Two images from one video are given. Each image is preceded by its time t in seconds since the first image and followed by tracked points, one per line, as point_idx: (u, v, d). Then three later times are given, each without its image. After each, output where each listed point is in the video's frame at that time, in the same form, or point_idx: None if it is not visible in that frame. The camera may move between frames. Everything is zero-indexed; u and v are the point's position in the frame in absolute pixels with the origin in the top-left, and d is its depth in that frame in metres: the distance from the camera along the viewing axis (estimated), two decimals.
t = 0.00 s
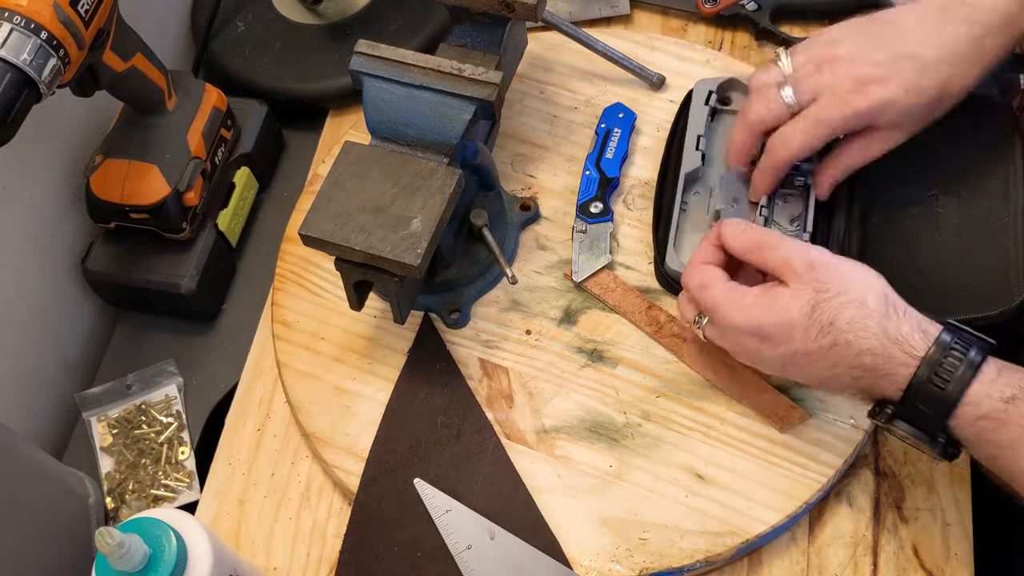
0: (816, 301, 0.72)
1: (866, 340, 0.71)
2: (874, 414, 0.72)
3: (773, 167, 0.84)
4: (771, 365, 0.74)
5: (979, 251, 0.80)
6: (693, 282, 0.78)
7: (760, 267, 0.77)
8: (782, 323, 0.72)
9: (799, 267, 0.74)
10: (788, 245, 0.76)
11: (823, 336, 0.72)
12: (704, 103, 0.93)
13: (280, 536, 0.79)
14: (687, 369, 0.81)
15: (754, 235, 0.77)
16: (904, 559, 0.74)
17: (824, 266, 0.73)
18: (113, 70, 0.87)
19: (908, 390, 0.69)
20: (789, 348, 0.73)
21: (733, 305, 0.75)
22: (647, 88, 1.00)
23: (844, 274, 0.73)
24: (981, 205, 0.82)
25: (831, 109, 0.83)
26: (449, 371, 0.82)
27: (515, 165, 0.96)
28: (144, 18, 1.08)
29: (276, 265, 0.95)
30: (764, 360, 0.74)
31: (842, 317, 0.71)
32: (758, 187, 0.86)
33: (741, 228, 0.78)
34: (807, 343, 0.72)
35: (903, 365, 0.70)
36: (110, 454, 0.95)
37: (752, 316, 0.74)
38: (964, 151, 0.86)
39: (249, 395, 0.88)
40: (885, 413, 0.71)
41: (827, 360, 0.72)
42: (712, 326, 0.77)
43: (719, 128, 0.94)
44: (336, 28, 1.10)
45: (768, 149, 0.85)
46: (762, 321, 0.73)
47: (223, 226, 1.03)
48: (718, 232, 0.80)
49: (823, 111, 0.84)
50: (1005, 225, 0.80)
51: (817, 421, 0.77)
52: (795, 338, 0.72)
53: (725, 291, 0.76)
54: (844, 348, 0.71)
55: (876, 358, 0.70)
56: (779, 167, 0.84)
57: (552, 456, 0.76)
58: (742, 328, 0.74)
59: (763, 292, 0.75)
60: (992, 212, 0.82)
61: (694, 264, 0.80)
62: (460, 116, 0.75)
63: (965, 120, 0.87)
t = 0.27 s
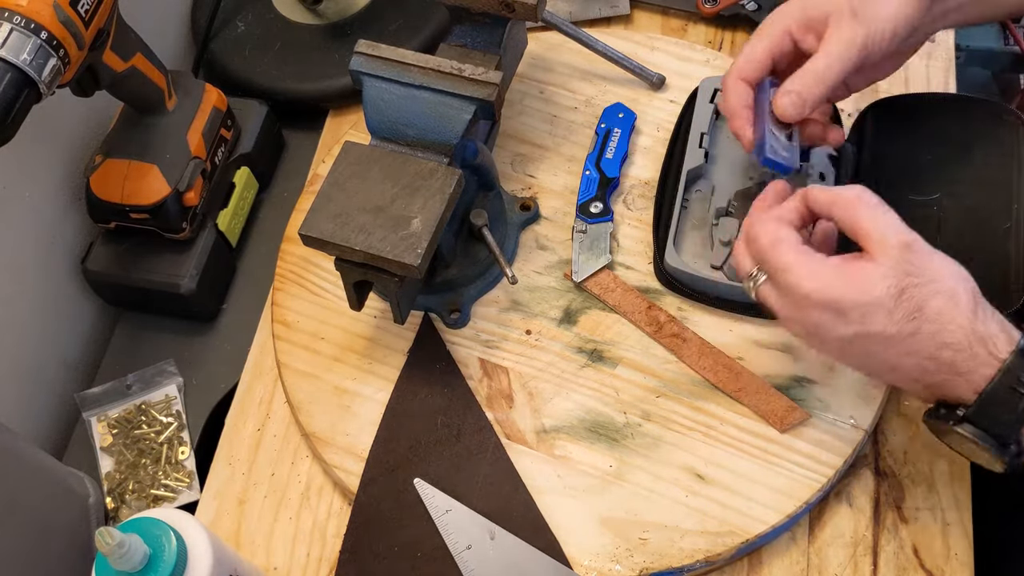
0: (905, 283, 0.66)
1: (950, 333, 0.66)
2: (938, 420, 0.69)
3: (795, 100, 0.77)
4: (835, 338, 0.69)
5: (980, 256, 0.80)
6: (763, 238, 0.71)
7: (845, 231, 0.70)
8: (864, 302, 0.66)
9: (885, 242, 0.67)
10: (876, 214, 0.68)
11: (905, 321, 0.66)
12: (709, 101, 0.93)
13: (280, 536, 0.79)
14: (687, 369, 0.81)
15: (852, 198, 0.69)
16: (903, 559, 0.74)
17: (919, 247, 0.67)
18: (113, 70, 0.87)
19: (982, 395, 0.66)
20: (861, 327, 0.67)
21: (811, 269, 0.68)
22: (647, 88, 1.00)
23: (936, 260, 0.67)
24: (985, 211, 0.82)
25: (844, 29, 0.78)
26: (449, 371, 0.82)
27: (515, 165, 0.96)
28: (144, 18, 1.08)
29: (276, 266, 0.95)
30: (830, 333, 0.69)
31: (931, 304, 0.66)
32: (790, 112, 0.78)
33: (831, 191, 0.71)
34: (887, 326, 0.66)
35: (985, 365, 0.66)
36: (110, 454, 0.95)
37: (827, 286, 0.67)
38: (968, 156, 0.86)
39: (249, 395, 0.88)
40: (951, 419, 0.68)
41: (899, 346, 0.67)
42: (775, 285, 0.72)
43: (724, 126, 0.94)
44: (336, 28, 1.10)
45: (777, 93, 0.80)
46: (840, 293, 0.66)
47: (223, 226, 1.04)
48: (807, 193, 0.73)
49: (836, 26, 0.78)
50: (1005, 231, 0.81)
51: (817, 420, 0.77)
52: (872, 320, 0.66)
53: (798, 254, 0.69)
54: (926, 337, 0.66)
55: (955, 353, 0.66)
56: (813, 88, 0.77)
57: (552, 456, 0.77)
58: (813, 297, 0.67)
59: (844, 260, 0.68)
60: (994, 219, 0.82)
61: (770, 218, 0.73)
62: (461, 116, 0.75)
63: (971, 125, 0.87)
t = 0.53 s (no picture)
0: (951, 231, 0.68)
1: (992, 280, 0.68)
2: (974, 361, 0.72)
3: (765, 68, 0.78)
4: (873, 289, 0.71)
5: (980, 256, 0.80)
6: (806, 191, 0.74)
7: (880, 186, 0.73)
8: (910, 250, 0.68)
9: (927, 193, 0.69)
10: (916, 167, 0.71)
11: (948, 269, 0.68)
12: (709, 101, 0.93)
13: (280, 536, 0.79)
14: (687, 369, 0.81)
15: (890, 156, 0.72)
16: (904, 559, 0.74)
17: (961, 196, 0.69)
18: (113, 70, 0.87)
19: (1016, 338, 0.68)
20: (905, 277, 0.69)
21: (854, 222, 0.70)
22: (647, 88, 1.00)
23: (977, 209, 0.70)
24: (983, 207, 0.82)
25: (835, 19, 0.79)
26: (449, 371, 0.82)
27: (515, 165, 0.96)
28: (144, 18, 1.08)
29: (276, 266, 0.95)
30: (870, 285, 0.71)
31: (975, 251, 0.68)
32: (756, 80, 0.79)
33: (867, 147, 0.74)
34: (931, 275, 0.68)
35: None
36: (110, 454, 0.95)
37: (872, 236, 0.69)
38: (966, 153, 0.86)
39: (249, 395, 0.88)
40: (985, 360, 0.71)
41: (943, 294, 0.69)
42: (813, 243, 0.74)
43: (724, 126, 0.94)
44: (336, 28, 1.10)
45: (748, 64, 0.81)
46: (885, 243, 0.69)
47: (223, 227, 1.04)
48: (839, 151, 0.75)
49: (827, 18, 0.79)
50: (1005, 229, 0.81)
51: (817, 420, 0.77)
52: (917, 268, 0.69)
53: (840, 207, 0.72)
54: (969, 284, 0.69)
55: (996, 299, 0.69)
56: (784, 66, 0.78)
57: (552, 457, 0.76)
58: (856, 249, 0.70)
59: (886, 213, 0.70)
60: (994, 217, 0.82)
61: (807, 175, 0.75)
62: (461, 116, 0.75)
63: (969, 118, 0.87)
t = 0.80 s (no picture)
0: (913, 233, 0.70)
1: (963, 277, 0.69)
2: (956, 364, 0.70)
3: (802, 71, 0.76)
4: (851, 301, 0.72)
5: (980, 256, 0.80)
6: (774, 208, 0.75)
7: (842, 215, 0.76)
8: (876, 254, 0.70)
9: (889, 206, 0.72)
10: (871, 192, 0.74)
11: (918, 270, 0.69)
12: (709, 101, 0.93)
13: (280, 536, 0.79)
14: (687, 369, 0.81)
15: (844, 186, 0.76)
16: (904, 559, 0.74)
17: (916, 208, 0.72)
18: (113, 70, 0.87)
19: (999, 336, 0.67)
20: (878, 282, 0.70)
21: (821, 233, 0.72)
22: (647, 88, 1.00)
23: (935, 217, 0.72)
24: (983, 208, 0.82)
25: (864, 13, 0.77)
26: (449, 371, 0.82)
27: (515, 165, 0.96)
28: (144, 18, 1.08)
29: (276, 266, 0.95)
30: (844, 295, 0.71)
31: (942, 251, 0.70)
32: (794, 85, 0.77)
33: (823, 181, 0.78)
34: (902, 276, 0.69)
35: (1000, 305, 0.68)
36: (110, 454, 0.95)
37: (840, 244, 0.70)
38: (967, 155, 0.86)
39: (249, 395, 0.88)
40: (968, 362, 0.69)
41: (917, 296, 0.70)
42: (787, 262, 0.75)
43: (724, 126, 0.94)
44: (336, 28, 1.10)
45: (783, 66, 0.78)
46: (852, 249, 0.70)
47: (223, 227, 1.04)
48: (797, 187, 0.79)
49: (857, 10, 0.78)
50: (1005, 232, 0.81)
51: (817, 420, 0.77)
52: (886, 272, 0.70)
53: (808, 221, 0.73)
54: (941, 283, 0.69)
55: (973, 295, 0.69)
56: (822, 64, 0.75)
57: (552, 457, 0.76)
58: (825, 258, 0.71)
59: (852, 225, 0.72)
60: (993, 219, 0.82)
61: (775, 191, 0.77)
62: (461, 116, 0.75)
63: (972, 128, 0.87)
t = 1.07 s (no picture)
0: (900, 259, 0.68)
1: (952, 299, 0.68)
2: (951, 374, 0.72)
3: (810, 109, 0.77)
4: (841, 329, 0.71)
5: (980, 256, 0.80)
6: (750, 248, 0.72)
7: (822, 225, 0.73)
8: (865, 289, 0.68)
9: (870, 228, 0.70)
10: (848, 203, 0.72)
11: (909, 298, 0.68)
12: (709, 101, 0.93)
13: (280, 536, 0.79)
14: (687, 369, 0.81)
15: (824, 197, 0.73)
16: (903, 559, 0.74)
17: (897, 222, 0.70)
18: (113, 70, 0.87)
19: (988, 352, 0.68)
20: (869, 314, 0.69)
21: (807, 268, 0.70)
22: (647, 88, 1.00)
23: (919, 229, 0.70)
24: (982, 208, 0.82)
25: (923, 47, 0.76)
26: (449, 371, 0.82)
27: (515, 165, 0.96)
28: (144, 18, 1.08)
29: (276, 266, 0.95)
30: (837, 325, 0.71)
31: (929, 275, 0.68)
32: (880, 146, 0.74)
33: (801, 193, 0.74)
34: (892, 307, 0.68)
35: (989, 322, 0.68)
36: (110, 454, 0.95)
37: (828, 281, 0.69)
38: (966, 155, 0.86)
39: (249, 395, 0.88)
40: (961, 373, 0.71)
41: (908, 321, 0.69)
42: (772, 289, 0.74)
43: (724, 126, 0.94)
44: (336, 28, 1.10)
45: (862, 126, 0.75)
46: (840, 287, 0.68)
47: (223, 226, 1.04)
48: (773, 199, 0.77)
49: (913, 47, 0.76)
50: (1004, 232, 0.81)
51: (817, 420, 0.77)
52: (877, 303, 0.69)
53: (794, 254, 0.71)
54: (932, 307, 0.69)
55: (962, 317, 0.68)
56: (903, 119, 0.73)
57: (552, 457, 0.76)
58: (814, 296, 0.69)
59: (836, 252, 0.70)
60: (992, 220, 0.82)
61: (746, 225, 0.73)
62: (460, 116, 0.75)
63: (973, 131, 0.87)
